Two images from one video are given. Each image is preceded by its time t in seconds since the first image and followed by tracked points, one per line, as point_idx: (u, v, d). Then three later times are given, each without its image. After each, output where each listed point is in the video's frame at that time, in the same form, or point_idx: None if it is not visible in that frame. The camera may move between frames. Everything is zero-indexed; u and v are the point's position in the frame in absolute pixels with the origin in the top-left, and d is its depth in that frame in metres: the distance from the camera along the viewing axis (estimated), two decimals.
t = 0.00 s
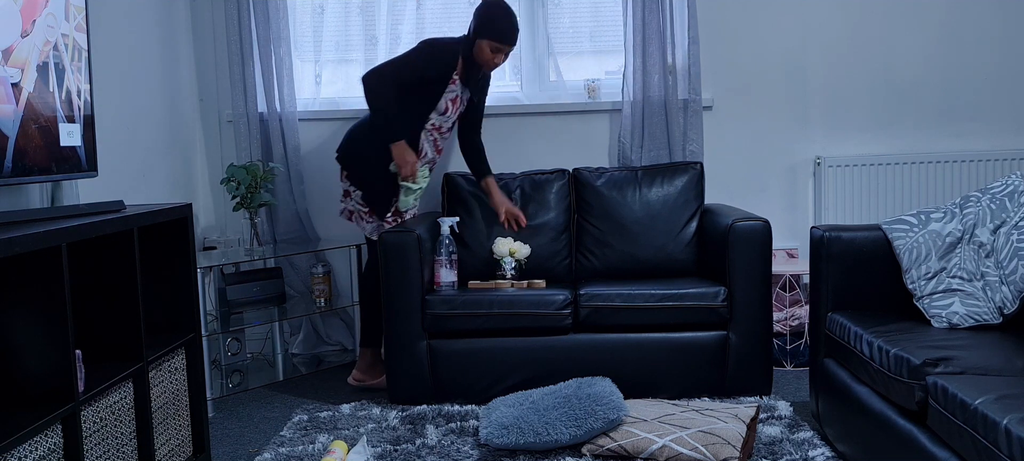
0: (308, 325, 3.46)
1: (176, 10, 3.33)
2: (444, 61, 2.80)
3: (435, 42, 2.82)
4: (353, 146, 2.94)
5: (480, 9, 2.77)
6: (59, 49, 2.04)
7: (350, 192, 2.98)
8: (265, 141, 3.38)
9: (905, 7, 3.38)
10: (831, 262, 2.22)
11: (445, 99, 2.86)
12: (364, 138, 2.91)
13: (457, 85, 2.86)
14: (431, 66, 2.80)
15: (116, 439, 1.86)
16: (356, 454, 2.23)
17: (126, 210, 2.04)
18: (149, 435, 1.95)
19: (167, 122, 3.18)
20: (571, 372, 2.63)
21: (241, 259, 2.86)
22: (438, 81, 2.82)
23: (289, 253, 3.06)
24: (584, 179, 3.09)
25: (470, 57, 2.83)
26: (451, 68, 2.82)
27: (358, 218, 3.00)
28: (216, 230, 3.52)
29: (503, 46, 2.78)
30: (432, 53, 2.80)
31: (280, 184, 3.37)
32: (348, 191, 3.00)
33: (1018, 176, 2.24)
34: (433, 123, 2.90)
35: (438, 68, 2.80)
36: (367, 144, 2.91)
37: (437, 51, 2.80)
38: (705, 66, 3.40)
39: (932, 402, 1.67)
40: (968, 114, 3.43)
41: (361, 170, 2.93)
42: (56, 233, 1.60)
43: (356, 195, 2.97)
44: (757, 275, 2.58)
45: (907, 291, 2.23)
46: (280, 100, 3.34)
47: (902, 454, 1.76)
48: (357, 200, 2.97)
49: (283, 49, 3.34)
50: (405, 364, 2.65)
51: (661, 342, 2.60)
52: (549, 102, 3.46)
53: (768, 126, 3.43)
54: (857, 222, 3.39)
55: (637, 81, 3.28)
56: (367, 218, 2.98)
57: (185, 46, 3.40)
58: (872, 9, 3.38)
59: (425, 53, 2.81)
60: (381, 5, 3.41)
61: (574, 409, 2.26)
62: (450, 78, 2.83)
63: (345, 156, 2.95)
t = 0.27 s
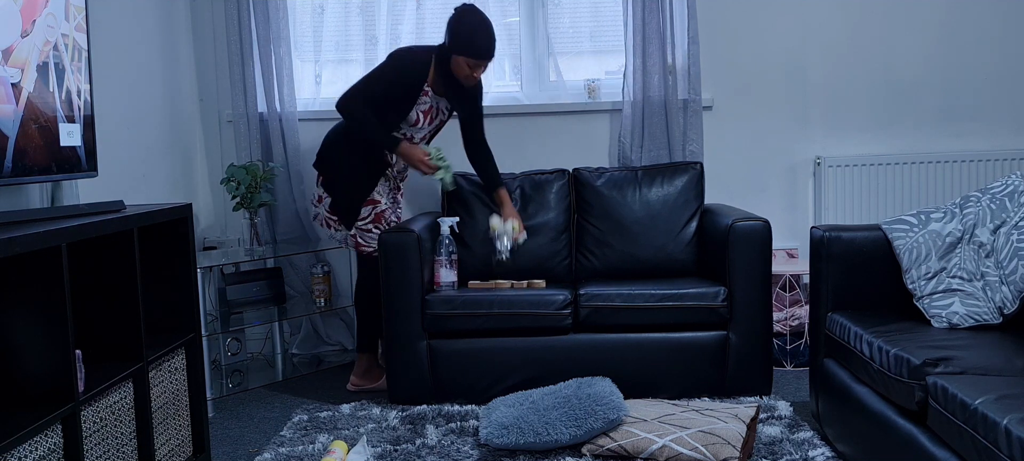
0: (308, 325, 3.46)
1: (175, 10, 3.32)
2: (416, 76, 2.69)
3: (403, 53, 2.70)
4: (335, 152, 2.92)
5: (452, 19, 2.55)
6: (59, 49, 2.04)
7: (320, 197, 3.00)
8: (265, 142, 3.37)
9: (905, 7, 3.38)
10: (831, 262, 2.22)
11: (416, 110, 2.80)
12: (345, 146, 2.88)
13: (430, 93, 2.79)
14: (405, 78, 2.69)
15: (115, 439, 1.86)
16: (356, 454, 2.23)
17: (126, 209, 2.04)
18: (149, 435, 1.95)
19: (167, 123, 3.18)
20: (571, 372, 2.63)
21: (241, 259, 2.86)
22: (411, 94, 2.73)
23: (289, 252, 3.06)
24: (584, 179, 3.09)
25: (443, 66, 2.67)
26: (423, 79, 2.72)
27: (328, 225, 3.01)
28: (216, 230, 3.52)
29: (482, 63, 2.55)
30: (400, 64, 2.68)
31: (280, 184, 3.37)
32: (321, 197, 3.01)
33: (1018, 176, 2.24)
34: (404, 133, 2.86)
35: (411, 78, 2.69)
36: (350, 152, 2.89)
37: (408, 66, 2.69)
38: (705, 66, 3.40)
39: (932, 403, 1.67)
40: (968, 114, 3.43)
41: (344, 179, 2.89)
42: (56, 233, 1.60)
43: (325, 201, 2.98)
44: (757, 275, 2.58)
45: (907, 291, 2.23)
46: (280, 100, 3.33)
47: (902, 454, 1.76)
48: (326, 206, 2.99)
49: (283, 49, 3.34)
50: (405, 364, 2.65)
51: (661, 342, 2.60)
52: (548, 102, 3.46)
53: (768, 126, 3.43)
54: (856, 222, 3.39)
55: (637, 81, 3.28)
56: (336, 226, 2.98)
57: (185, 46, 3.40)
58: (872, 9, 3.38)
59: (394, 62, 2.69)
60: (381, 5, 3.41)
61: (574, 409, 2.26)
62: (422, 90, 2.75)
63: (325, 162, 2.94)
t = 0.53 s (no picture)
0: (308, 325, 3.46)
1: (175, 9, 3.32)
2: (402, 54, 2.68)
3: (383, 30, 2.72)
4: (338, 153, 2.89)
5: None
6: (59, 49, 2.04)
7: (339, 207, 2.94)
8: (265, 142, 3.38)
9: (905, 7, 3.38)
10: (831, 262, 2.21)
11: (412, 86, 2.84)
12: (346, 146, 2.86)
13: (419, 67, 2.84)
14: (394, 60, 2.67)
15: (115, 439, 1.86)
16: (356, 454, 2.23)
17: (125, 210, 2.04)
18: (149, 435, 1.95)
19: (167, 122, 3.18)
20: (571, 372, 2.63)
21: (241, 259, 2.86)
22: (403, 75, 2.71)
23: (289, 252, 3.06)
24: (584, 179, 3.09)
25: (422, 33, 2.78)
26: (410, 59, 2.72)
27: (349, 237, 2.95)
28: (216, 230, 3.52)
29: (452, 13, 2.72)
30: (387, 48, 2.67)
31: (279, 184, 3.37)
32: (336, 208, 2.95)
33: (1018, 176, 2.24)
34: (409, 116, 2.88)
35: (401, 61, 2.67)
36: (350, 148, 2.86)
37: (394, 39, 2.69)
38: (705, 66, 3.40)
39: (932, 402, 1.67)
40: (968, 114, 3.43)
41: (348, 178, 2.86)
42: (56, 232, 1.60)
43: (345, 210, 2.93)
44: (757, 275, 2.58)
45: (907, 291, 2.23)
46: (280, 100, 3.34)
47: (902, 454, 1.76)
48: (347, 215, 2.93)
49: (283, 49, 3.34)
50: (405, 364, 2.65)
51: (661, 342, 2.60)
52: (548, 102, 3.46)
53: (768, 126, 3.43)
54: (857, 222, 3.39)
55: (638, 81, 3.28)
56: (360, 234, 2.93)
57: (185, 45, 3.40)
58: (872, 9, 3.38)
59: (379, 45, 2.68)
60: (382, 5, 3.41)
61: (574, 409, 2.26)
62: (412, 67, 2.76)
63: (328, 164, 2.91)
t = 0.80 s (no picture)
0: (308, 325, 3.47)
1: (175, 9, 3.32)
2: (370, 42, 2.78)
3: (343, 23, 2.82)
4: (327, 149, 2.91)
5: None
6: (59, 49, 2.04)
7: (335, 212, 2.96)
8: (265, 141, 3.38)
9: (905, 7, 3.38)
10: (831, 262, 2.21)
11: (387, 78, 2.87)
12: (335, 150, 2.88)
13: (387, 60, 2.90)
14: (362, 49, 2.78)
15: (116, 439, 1.86)
16: (356, 454, 2.23)
17: (125, 210, 2.04)
18: (149, 435, 1.95)
19: (166, 122, 3.18)
20: (572, 372, 2.63)
21: (241, 259, 2.86)
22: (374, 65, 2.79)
23: (289, 252, 3.06)
24: (584, 179, 3.09)
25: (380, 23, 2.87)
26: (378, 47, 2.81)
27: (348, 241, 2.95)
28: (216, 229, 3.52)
29: None
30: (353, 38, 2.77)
31: (279, 184, 3.37)
32: (331, 215, 2.97)
33: (1018, 176, 2.24)
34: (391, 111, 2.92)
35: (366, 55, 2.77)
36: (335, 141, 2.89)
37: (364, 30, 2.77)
38: (705, 66, 3.40)
39: (932, 402, 1.67)
40: (968, 114, 3.43)
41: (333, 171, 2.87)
42: (56, 232, 1.60)
43: (342, 216, 2.95)
44: (757, 275, 2.58)
45: (908, 291, 2.23)
46: (280, 100, 3.34)
47: (902, 454, 1.76)
48: (344, 219, 2.95)
49: (283, 49, 3.34)
50: (405, 364, 2.65)
51: (661, 342, 2.60)
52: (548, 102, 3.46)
53: (768, 126, 3.43)
54: (857, 222, 3.39)
55: (638, 81, 3.28)
56: (360, 237, 2.93)
57: (185, 45, 3.40)
58: (872, 9, 3.38)
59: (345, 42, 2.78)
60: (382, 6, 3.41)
61: (574, 409, 2.26)
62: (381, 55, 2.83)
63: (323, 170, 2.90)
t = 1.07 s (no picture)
0: (308, 324, 3.47)
1: (175, 9, 3.32)
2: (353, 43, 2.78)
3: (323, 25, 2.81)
4: (324, 150, 2.92)
5: None
6: (59, 49, 2.04)
7: (341, 213, 2.95)
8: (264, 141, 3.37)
9: (905, 7, 3.38)
10: (831, 262, 2.22)
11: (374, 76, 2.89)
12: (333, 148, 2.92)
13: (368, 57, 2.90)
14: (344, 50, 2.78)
15: (115, 439, 1.86)
16: (356, 454, 2.23)
17: (126, 210, 2.04)
18: (149, 435, 1.95)
19: (166, 122, 3.18)
20: (572, 372, 2.63)
21: (241, 259, 2.86)
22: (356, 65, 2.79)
23: (289, 252, 3.06)
24: (583, 179, 3.09)
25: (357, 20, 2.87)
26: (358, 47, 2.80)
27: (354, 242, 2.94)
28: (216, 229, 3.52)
29: None
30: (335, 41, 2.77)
31: (279, 184, 3.38)
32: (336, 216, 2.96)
33: (1018, 176, 2.24)
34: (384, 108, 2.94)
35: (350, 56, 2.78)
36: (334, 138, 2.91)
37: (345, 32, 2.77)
38: (704, 65, 3.40)
39: (932, 402, 1.67)
40: (968, 114, 3.43)
41: (332, 170, 2.87)
42: (56, 232, 1.60)
43: (348, 217, 2.94)
44: (757, 275, 2.58)
45: (908, 291, 2.23)
46: (280, 100, 3.34)
47: (902, 454, 1.76)
48: (350, 220, 2.95)
49: (283, 49, 3.35)
50: (405, 364, 2.65)
51: (661, 342, 2.60)
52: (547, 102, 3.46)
53: (768, 126, 3.43)
54: (857, 222, 3.39)
55: (638, 81, 3.28)
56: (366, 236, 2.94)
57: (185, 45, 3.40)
58: (872, 9, 3.38)
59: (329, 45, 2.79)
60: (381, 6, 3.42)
61: (574, 409, 2.26)
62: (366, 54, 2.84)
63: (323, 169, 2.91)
